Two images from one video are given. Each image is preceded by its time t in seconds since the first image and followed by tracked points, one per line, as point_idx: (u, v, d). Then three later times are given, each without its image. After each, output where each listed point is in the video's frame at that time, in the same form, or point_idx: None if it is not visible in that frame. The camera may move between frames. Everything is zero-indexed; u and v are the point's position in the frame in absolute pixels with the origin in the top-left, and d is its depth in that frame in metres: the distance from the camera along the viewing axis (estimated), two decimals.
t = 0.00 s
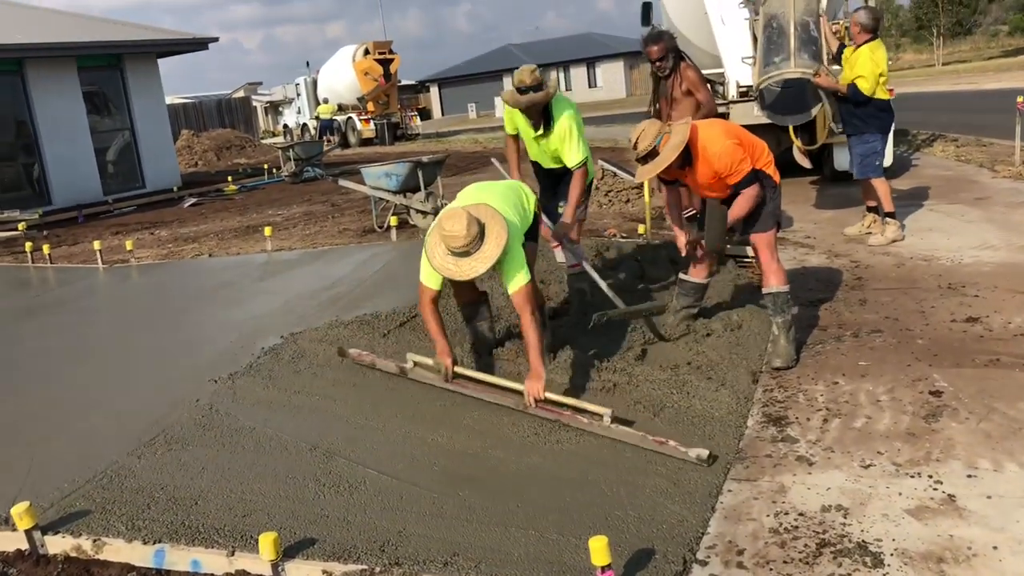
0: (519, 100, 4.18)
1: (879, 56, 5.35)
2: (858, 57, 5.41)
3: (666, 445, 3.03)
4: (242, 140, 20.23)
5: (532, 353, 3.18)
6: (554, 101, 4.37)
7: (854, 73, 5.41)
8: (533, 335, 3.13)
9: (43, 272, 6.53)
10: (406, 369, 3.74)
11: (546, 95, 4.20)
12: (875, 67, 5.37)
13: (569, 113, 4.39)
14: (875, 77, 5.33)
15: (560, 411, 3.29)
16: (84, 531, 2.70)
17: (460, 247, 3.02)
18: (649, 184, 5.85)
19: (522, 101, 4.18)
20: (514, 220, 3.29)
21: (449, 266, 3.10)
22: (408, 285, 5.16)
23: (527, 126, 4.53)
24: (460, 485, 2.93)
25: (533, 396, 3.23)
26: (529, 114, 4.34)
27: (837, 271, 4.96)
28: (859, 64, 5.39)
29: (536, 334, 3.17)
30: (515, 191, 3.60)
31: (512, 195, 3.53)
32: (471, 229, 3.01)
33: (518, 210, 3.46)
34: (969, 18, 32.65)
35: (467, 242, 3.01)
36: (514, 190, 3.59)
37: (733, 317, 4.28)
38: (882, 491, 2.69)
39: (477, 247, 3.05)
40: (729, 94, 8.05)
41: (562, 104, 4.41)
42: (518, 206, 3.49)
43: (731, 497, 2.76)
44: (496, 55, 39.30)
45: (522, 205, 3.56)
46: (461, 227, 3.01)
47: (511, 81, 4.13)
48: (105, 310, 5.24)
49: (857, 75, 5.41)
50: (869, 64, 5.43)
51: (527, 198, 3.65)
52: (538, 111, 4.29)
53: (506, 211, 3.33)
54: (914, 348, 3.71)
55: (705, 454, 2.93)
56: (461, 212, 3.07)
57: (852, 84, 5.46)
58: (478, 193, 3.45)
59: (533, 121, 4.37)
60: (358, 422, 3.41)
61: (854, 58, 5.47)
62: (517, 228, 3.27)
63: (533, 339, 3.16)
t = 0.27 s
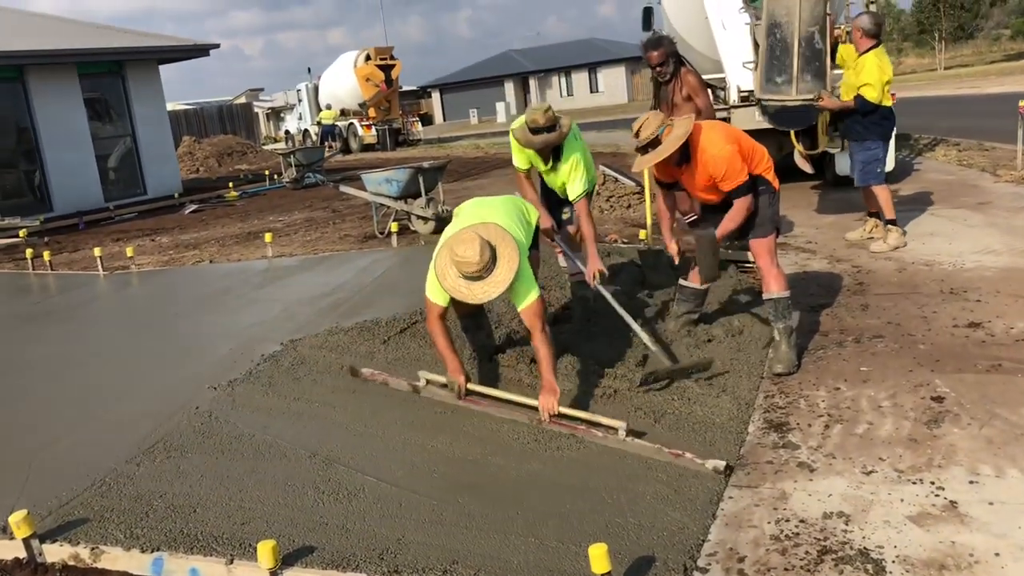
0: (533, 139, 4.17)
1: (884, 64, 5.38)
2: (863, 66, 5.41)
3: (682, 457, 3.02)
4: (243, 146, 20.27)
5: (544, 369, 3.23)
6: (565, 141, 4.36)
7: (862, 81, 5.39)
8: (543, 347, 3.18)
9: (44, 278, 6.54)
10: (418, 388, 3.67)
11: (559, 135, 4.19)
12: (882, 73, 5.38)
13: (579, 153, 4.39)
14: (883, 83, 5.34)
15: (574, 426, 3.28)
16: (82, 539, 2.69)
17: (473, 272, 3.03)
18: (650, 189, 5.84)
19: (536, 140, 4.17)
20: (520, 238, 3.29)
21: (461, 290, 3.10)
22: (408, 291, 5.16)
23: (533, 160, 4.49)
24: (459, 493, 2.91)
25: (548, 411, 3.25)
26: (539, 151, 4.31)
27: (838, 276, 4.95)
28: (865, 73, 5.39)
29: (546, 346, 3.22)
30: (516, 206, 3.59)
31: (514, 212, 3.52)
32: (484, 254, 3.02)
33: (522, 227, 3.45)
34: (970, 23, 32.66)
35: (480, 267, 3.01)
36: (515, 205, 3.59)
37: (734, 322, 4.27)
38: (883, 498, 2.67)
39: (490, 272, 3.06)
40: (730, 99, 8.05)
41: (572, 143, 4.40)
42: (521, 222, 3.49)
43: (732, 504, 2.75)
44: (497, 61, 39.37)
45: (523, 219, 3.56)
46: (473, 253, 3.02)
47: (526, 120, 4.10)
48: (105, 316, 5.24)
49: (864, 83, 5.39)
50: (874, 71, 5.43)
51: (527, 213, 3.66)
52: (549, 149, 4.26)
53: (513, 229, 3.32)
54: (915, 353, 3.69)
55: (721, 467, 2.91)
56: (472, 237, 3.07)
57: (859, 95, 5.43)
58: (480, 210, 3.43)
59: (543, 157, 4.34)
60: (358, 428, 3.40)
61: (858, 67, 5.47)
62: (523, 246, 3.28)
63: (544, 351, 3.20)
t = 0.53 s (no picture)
0: (536, 128, 4.19)
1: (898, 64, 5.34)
2: (880, 66, 5.35)
3: (665, 438, 3.14)
4: (243, 148, 20.28)
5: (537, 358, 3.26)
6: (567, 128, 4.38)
7: (879, 82, 5.33)
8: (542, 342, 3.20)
9: (43, 281, 6.54)
10: (407, 379, 3.75)
11: (563, 124, 4.21)
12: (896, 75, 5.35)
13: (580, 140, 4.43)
14: (899, 85, 5.31)
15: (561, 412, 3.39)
16: (82, 541, 2.69)
17: (464, 267, 3.06)
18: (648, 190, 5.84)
19: (540, 129, 4.19)
20: (514, 230, 3.29)
21: (454, 284, 3.14)
22: (408, 293, 5.16)
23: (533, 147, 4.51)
24: (459, 494, 2.91)
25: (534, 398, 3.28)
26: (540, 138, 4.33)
27: (837, 276, 4.95)
28: (880, 74, 5.34)
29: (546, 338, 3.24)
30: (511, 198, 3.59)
31: (508, 204, 3.52)
32: (474, 249, 3.04)
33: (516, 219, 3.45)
34: (968, 23, 32.68)
35: (470, 262, 3.04)
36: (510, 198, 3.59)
37: (733, 322, 4.28)
38: (883, 497, 2.67)
39: (480, 266, 3.09)
40: (729, 100, 8.05)
41: (574, 131, 4.43)
42: (515, 214, 3.49)
43: (732, 504, 2.75)
44: (497, 62, 39.39)
45: (518, 211, 3.56)
46: (463, 248, 3.04)
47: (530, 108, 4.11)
48: (104, 319, 5.24)
49: (880, 84, 5.34)
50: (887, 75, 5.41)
51: (522, 205, 3.66)
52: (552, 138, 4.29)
53: (507, 222, 3.32)
54: (915, 353, 3.69)
55: (703, 445, 3.05)
56: (462, 231, 3.09)
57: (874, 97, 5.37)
58: (475, 203, 3.44)
59: (545, 144, 4.36)
60: (358, 430, 3.40)
61: (872, 67, 5.41)
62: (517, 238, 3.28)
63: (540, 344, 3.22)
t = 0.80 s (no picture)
0: (527, 96, 4.24)
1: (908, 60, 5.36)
2: (894, 64, 5.32)
3: (627, 410, 3.34)
4: (242, 148, 20.28)
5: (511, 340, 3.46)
6: (560, 103, 4.42)
7: (896, 79, 5.31)
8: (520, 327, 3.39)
9: (43, 282, 6.55)
10: (382, 362, 3.94)
11: (554, 93, 4.25)
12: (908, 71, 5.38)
13: (573, 115, 4.44)
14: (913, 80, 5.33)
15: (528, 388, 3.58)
16: (82, 541, 2.70)
17: (452, 277, 3.10)
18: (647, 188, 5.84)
19: (530, 97, 4.23)
20: (504, 230, 3.30)
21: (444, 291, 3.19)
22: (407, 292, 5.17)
23: (529, 125, 4.55)
24: (458, 493, 2.92)
25: (502, 376, 3.54)
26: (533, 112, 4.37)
27: (836, 274, 4.95)
28: (895, 71, 5.32)
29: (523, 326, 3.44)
30: (503, 195, 3.60)
31: (500, 201, 3.51)
32: (461, 259, 3.07)
33: (508, 216, 3.45)
34: (966, 20, 32.68)
35: (458, 273, 3.08)
36: (502, 195, 3.59)
37: (731, 320, 4.28)
38: (882, 494, 2.68)
39: (469, 274, 3.12)
40: (727, 97, 8.06)
41: (568, 107, 4.46)
42: (507, 211, 3.49)
43: (731, 502, 2.76)
44: (495, 61, 39.38)
45: (510, 207, 3.57)
46: (450, 259, 3.07)
47: (522, 78, 4.19)
48: (104, 320, 5.25)
49: (896, 81, 5.32)
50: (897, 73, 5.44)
51: (515, 201, 3.67)
52: (543, 109, 4.32)
53: (498, 221, 3.32)
54: (913, 350, 3.70)
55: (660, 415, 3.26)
56: (449, 240, 3.12)
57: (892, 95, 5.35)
58: (466, 202, 3.44)
59: (538, 119, 4.40)
60: (358, 429, 3.40)
61: (884, 66, 5.37)
62: (506, 236, 3.28)
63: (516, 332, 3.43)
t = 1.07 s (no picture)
0: (524, 91, 4.24)
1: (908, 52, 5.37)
2: (899, 59, 5.31)
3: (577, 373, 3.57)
4: (242, 148, 20.29)
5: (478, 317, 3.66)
6: (558, 96, 4.42)
7: (906, 73, 5.33)
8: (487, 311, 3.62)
9: (44, 283, 6.55)
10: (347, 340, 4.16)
11: (551, 87, 4.25)
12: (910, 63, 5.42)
13: (573, 106, 4.44)
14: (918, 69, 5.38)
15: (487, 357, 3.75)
16: (84, 541, 2.70)
17: (455, 267, 3.12)
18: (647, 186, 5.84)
19: (528, 92, 4.23)
20: (507, 224, 3.32)
21: (447, 283, 3.21)
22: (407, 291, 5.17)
23: (528, 119, 4.55)
24: (460, 491, 2.92)
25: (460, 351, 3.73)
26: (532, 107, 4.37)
27: (837, 271, 4.95)
28: (902, 65, 5.34)
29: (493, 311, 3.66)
30: (506, 190, 3.59)
31: (503, 195, 3.52)
32: (464, 250, 3.10)
33: (511, 210, 3.47)
34: (967, 16, 32.62)
35: (461, 263, 3.10)
36: (504, 189, 3.59)
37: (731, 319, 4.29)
38: (883, 490, 2.68)
39: (473, 265, 3.15)
40: (727, 94, 8.06)
41: (567, 99, 4.46)
42: (510, 205, 3.49)
43: (732, 499, 2.76)
44: (495, 60, 39.34)
45: (513, 200, 3.60)
46: (454, 249, 3.11)
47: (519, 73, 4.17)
48: (105, 320, 5.25)
49: (906, 75, 5.34)
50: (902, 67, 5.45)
51: (517, 197, 3.64)
52: (542, 103, 4.32)
53: (501, 216, 3.34)
54: (914, 346, 3.70)
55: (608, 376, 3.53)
56: (452, 231, 3.15)
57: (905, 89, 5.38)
58: (469, 195, 3.44)
59: (537, 113, 4.39)
60: (358, 429, 3.40)
61: (888, 62, 5.36)
62: (510, 230, 3.31)
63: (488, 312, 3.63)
